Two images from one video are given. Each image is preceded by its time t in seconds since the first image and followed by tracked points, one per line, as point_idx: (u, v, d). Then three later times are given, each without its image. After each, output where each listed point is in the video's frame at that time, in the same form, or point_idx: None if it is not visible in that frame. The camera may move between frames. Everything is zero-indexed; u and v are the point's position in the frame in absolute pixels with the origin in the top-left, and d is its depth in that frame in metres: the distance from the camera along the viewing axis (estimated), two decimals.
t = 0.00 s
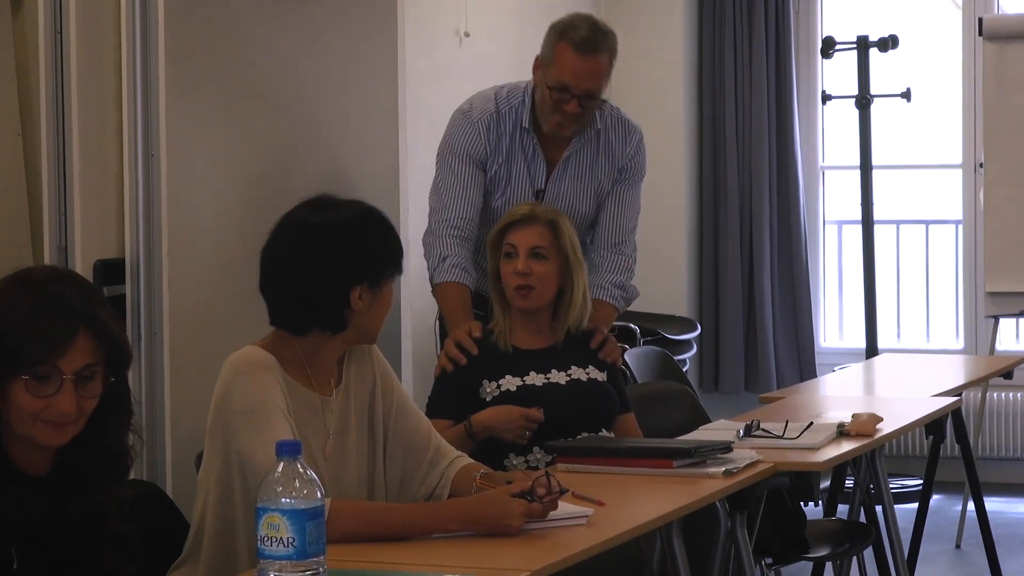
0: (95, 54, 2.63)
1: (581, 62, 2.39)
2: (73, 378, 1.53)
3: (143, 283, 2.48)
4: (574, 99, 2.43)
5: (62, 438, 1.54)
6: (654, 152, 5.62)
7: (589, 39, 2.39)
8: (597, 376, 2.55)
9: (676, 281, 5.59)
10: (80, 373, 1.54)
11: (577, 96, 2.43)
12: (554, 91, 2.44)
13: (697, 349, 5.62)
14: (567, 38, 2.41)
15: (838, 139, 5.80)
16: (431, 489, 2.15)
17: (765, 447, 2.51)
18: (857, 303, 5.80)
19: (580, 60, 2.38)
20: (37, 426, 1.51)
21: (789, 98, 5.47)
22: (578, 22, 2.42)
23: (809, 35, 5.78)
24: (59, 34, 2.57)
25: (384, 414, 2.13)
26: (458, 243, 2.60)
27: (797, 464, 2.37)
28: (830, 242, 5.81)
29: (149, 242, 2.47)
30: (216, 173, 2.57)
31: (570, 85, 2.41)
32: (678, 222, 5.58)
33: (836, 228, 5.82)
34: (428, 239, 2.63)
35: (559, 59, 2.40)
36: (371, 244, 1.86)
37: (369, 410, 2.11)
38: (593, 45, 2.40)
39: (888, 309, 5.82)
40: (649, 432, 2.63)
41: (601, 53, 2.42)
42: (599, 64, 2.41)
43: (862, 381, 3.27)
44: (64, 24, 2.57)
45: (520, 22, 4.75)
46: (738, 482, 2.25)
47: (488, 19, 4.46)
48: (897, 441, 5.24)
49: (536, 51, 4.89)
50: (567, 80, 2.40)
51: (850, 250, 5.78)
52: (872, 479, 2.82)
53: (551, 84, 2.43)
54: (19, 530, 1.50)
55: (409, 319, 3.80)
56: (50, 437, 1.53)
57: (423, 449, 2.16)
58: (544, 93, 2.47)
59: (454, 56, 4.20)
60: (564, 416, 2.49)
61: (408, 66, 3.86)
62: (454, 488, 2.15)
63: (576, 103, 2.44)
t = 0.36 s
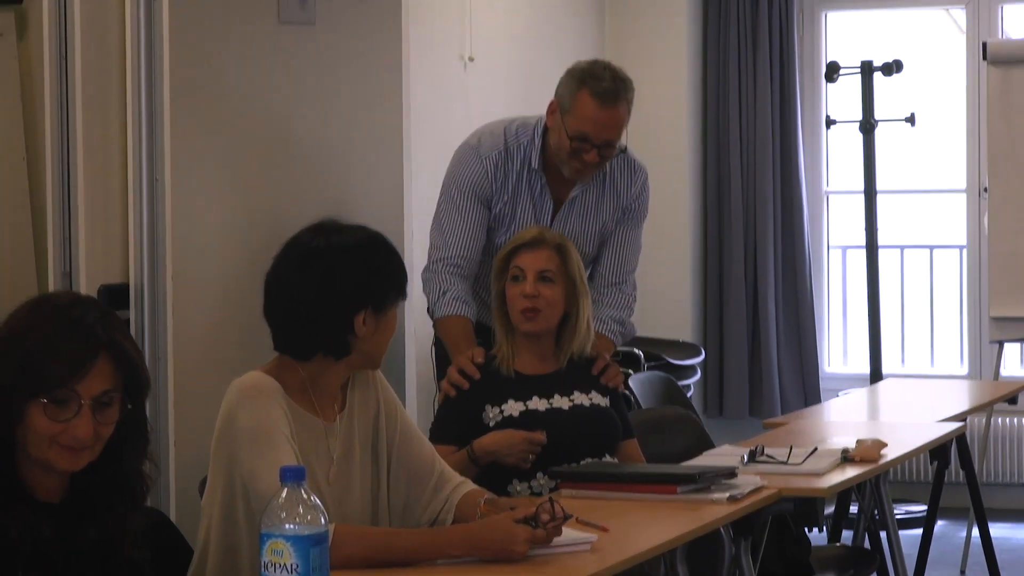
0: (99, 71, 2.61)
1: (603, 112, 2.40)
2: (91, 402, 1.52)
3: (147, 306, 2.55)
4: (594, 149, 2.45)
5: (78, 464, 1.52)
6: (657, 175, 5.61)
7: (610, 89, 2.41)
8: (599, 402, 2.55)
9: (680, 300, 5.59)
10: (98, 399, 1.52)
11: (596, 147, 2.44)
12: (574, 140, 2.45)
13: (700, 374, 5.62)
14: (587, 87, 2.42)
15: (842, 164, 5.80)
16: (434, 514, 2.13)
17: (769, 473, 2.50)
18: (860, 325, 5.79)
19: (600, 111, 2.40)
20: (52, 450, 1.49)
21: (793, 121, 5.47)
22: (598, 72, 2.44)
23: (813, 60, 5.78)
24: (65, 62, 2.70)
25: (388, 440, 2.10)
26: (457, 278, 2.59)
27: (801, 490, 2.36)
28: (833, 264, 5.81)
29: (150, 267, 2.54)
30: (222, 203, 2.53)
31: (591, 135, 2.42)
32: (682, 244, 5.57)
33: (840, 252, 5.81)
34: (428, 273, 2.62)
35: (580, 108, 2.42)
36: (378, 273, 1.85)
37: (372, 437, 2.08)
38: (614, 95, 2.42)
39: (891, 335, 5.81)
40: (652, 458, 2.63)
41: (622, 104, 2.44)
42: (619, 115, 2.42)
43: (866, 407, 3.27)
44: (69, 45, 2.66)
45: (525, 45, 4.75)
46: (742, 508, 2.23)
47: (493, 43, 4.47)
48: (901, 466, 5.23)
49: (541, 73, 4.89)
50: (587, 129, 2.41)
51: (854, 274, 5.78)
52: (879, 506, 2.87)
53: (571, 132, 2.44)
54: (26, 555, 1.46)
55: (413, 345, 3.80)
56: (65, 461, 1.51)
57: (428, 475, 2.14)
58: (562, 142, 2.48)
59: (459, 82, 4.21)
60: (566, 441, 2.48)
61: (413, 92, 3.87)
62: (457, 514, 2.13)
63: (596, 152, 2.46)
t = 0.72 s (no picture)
0: (97, 92, 2.61)
1: (600, 128, 2.41)
2: (115, 425, 1.48)
3: (144, 322, 2.49)
4: (593, 166, 2.45)
5: (96, 487, 1.48)
6: (654, 189, 5.61)
7: (607, 106, 2.42)
8: (596, 419, 2.55)
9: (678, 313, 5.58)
10: (120, 422, 1.48)
11: (594, 164, 2.45)
12: (573, 158, 2.45)
13: (698, 390, 5.61)
14: (583, 104, 2.43)
15: (839, 180, 5.81)
16: (433, 529, 2.10)
17: (766, 489, 2.49)
18: (858, 339, 5.80)
19: (598, 127, 2.41)
20: (71, 471, 1.45)
21: (790, 137, 5.49)
22: (593, 88, 2.45)
23: (811, 77, 5.78)
24: (63, 78, 2.70)
25: (385, 455, 2.09)
26: (453, 296, 2.59)
27: (798, 505, 2.36)
28: (830, 280, 5.81)
29: (148, 281, 2.48)
30: (221, 216, 2.51)
31: (589, 151, 2.43)
32: (678, 257, 5.57)
33: (838, 269, 5.81)
34: (423, 292, 2.62)
35: (577, 125, 2.43)
36: (373, 291, 1.83)
37: (369, 452, 2.07)
38: (610, 111, 2.43)
39: (888, 350, 5.81)
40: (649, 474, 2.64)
41: (618, 120, 2.45)
42: (615, 130, 2.43)
43: (863, 424, 3.28)
44: (66, 67, 2.66)
45: (522, 62, 4.76)
46: (740, 523, 2.22)
47: (490, 58, 4.47)
48: (898, 481, 5.23)
49: (539, 88, 4.90)
50: (586, 145, 2.42)
51: (851, 289, 5.78)
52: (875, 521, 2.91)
53: (570, 150, 2.45)
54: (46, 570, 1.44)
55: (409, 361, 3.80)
56: (84, 482, 1.47)
57: (425, 489, 2.12)
58: (560, 160, 2.49)
59: (456, 98, 4.21)
60: (563, 457, 2.47)
61: (411, 108, 3.87)
62: (455, 529, 2.11)
63: (595, 169, 2.46)
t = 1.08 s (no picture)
0: (94, 95, 2.61)
1: (597, 128, 2.41)
2: (126, 428, 1.47)
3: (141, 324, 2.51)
4: (591, 166, 2.45)
5: (105, 490, 1.48)
6: (651, 190, 5.61)
7: (604, 106, 2.42)
8: (593, 422, 2.55)
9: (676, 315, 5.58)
10: (132, 425, 1.47)
11: (592, 163, 2.45)
12: (571, 158, 2.45)
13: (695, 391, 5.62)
14: (579, 104, 2.43)
15: (836, 182, 5.81)
16: (431, 529, 2.10)
17: (764, 490, 2.49)
18: (855, 342, 5.80)
19: (595, 126, 2.41)
20: (80, 473, 1.45)
21: (787, 139, 5.49)
22: (588, 88, 2.45)
23: (808, 79, 5.78)
24: (60, 80, 2.70)
25: (382, 459, 2.09)
26: (451, 297, 2.59)
27: (795, 506, 2.36)
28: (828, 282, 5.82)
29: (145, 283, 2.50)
30: (220, 217, 2.51)
31: (586, 151, 2.43)
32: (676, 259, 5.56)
33: (835, 271, 5.82)
34: (420, 293, 2.61)
35: (574, 126, 2.43)
36: (369, 291, 1.83)
37: (367, 455, 2.06)
38: (607, 111, 2.43)
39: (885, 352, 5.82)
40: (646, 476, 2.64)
41: (614, 120, 2.45)
42: (612, 129, 2.43)
43: (861, 425, 3.28)
44: (65, 69, 2.67)
45: (519, 64, 4.76)
46: (737, 524, 2.21)
47: (487, 60, 4.47)
48: (896, 483, 5.24)
49: (536, 91, 4.90)
50: (584, 145, 2.42)
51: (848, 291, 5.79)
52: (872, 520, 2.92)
53: (568, 151, 2.45)
54: (56, 572, 1.45)
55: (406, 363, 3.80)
56: (93, 483, 1.46)
57: (423, 491, 2.12)
58: (557, 161, 2.49)
59: (453, 100, 4.22)
60: (561, 459, 2.47)
61: (408, 110, 3.88)
62: (452, 533, 2.11)
63: (593, 169, 2.46)
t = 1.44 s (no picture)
0: (89, 97, 2.60)
1: (598, 134, 2.42)
2: (78, 411, 1.48)
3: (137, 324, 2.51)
4: (590, 170, 2.47)
5: (71, 478, 1.48)
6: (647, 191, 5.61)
7: (604, 111, 2.43)
8: (589, 423, 2.55)
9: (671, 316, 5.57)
10: (83, 408, 1.48)
11: (592, 169, 2.46)
12: (570, 163, 2.46)
13: (690, 392, 5.62)
14: (581, 110, 2.44)
15: (832, 183, 5.82)
16: (426, 532, 2.10)
17: (759, 491, 2.49)
18: (850, 343, 5.81)
19: (595, 133, 2.42)
20: (39, 459, 1.47)
21: (782, 141, 5.50)
22: (589, 93, 2.45)
23: (803, 81, 5.78)
24: (55, 81, 2.72)
25: (376, 461, 2.08)
26: (448, 299, 2.59)
27: (791, 508, 2.36)
28: (823, 283, 5.82)
29: (140, 284, 2.50)
30: (214, 219, 2.51)
31: (586, 157, 2.44)
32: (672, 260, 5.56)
33: (830, 272, 5.82)
34: (417, 295, 2.62)
35: (575, 132, 2.43)
36: (365, 293, 1.83)
37: (362, 458, 2.06)
38: (607, 117, 2.44)
39: (880, 353, 5.82)
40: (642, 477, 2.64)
41: (614, 125, 2.46)
42: (612, 135, 2.44)
43: (856, 426, 3.29)
44: (59, 73, 2.67)
45: (515, 65, 4.76)
46: (732, 526, 2.21)
47: (482, 61, 4.47)
48: (892, 484, 5.25)
49: (531, 93, 4.91)
50: (584, 151, 2.43)
51: (843, 294, 5.79)
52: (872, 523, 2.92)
53: (567, 156, 2.46)
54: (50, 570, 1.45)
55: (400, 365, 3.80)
56: (57, 473, 1.47)
57: (416, 493, 2.12)
58: (556, 166, 2.50)
59: (448, 101, 4.22)
60: (557, 461, 2.46)
61: (403, 112, 3.88)
62: (447, 535, 2.10)
63: (592, 174, 2.47)
